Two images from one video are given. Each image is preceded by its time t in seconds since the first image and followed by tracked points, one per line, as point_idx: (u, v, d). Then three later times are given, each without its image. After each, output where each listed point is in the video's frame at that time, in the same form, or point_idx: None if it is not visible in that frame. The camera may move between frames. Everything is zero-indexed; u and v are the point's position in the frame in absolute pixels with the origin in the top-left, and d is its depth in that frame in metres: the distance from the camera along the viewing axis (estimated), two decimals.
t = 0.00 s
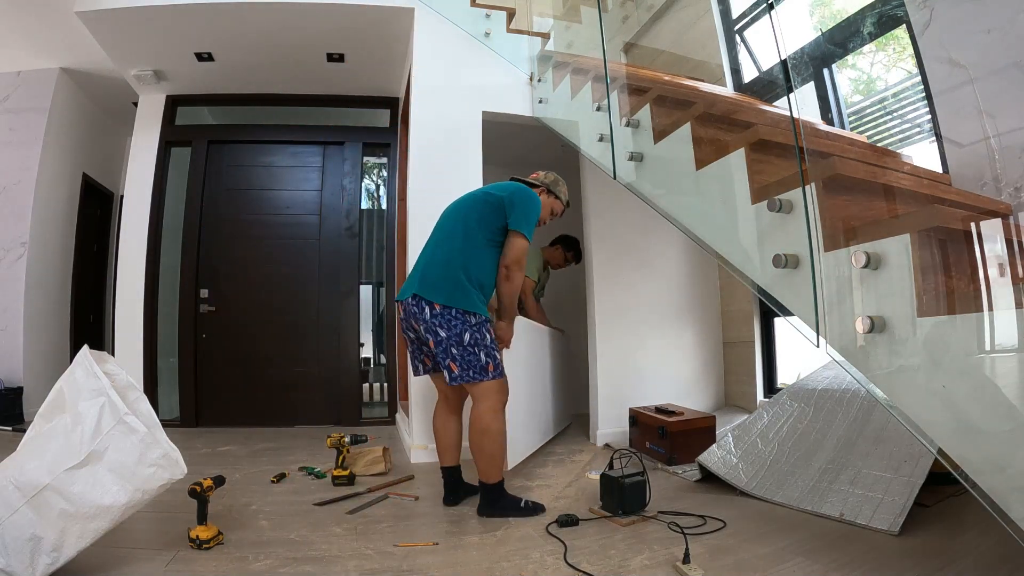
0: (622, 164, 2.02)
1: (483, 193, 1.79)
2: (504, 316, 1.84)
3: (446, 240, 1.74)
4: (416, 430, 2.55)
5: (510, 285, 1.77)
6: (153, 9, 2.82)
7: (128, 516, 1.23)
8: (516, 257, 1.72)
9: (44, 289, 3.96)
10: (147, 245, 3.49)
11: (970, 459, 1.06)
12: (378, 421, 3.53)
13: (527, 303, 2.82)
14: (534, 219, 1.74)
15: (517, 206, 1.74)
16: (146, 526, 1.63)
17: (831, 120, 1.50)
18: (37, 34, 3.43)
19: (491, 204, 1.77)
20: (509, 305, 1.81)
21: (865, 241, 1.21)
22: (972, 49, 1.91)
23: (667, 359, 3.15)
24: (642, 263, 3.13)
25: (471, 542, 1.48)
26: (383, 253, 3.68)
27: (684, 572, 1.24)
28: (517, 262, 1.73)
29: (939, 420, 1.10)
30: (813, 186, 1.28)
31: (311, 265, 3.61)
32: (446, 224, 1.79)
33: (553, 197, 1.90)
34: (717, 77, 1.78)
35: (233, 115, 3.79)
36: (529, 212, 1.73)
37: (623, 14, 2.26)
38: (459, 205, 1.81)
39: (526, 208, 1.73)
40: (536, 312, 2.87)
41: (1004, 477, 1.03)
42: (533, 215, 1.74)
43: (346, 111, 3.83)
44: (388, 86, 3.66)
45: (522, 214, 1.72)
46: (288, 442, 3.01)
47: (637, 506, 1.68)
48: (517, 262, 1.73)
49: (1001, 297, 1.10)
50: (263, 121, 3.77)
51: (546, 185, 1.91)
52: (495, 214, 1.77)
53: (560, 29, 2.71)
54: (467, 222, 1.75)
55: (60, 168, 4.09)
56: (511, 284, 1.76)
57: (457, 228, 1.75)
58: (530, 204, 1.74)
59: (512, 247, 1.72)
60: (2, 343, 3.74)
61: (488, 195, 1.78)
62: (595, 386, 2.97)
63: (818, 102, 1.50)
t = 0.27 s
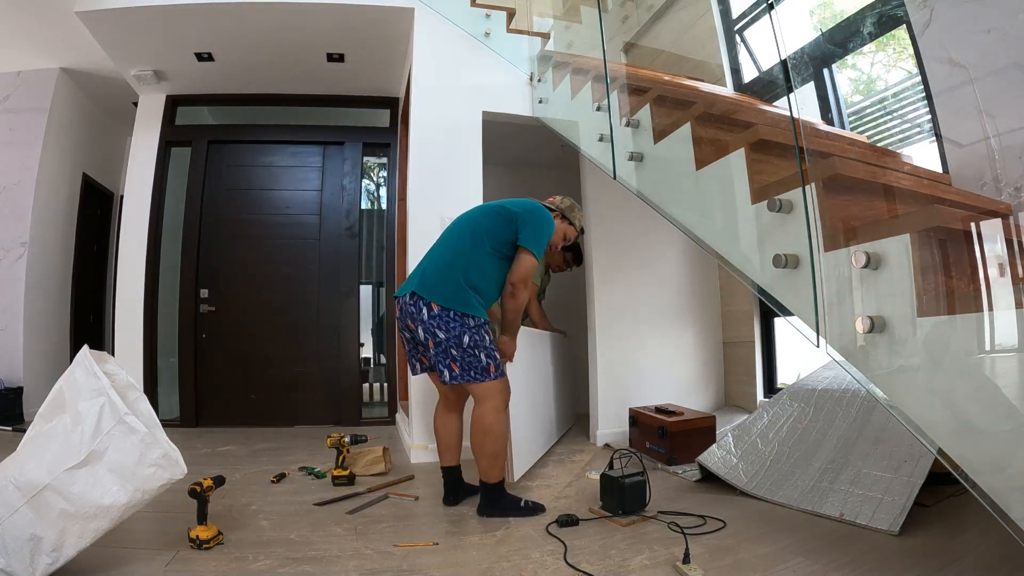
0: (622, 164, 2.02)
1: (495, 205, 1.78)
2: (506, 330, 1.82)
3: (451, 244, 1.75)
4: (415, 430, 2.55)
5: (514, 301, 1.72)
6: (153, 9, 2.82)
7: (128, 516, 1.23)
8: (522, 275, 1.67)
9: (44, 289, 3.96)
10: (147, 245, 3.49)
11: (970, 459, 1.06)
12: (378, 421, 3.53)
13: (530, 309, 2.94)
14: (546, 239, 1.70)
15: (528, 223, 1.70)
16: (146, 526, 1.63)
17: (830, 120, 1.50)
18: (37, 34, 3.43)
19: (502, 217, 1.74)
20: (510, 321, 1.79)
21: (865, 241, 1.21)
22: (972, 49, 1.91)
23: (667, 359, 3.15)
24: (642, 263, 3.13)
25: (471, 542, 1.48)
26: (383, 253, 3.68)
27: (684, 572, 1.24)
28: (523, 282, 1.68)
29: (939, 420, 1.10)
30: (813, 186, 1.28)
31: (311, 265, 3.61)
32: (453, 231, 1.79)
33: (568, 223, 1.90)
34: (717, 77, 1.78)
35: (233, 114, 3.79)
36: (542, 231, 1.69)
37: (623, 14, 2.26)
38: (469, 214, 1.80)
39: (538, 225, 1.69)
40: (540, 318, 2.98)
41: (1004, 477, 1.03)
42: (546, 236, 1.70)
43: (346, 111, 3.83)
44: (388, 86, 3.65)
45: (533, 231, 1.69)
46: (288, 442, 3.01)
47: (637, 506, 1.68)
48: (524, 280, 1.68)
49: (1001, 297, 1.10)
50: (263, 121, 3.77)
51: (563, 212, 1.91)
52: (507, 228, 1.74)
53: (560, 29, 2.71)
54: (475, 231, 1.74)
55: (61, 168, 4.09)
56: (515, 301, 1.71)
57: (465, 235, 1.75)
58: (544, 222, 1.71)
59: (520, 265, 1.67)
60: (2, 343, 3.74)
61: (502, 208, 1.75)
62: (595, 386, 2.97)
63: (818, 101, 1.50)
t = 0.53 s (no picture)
0: (622, 164, 2.02)
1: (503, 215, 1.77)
2: (505, 341, 1.80)
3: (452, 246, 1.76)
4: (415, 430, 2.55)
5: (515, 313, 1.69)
6: (153, 9, 2.82)
7: (128, 516, 1.23)
8: (522, 286, 1.64)
9: (43, 289, 3.96)
10: (147, 245, 3.49)
11: (970, 459, 1.06)
12: (378, 421, 3.53)
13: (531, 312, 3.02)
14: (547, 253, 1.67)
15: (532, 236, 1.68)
16: (146, 526, 1.63)
17: (831, 120, 1.50)
18: (37, 33, 3.43)
19: (508, 227, 1.73)
20: (510, 333, 1.77)
21: (865, 241, 1.21)
22: (972, 49, 1.91)
23: (666, 360, 3.15)
24: (642, 263, 3.14)
25: (471, 542, 1.48)
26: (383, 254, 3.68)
27: (684, 572, 1.24)
28: (522, 293, 1.65)
29: (939, 421, 1.10)
30: (813, 186, 1.28)
31: (311, 265, 3.61)
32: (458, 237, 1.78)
33: (573, 244, 1.82)
34: (717, 77, 1.78)
35: (233, 115, 3.79)
36: (544, 247, 1.67)
37: (623, 14, 2.26)
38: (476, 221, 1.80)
39: (542, 238, 1.67)
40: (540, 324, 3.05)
41: (1004, 477, 1.03)
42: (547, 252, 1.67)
43: (346, 111, 3.83)
44: (388, 86, 3.66)
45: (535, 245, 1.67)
46: (288, 442, 3.01)
47: (637, 506, 1.68)
48: (523, 291, 1.65)
49: (1001, 297, 1.10)
50: (263, 121, 3.77)
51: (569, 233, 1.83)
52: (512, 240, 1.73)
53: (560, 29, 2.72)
54: (479, 237, 1.74)
55: (60, 168, 4.09)
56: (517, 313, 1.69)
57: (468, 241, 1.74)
58: (547, 237, 1.68)
59: (519, 276, 1.64)
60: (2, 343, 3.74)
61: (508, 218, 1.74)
62: (595, 386, 2.97)
63: (818, 101, 1.51)
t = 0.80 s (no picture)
0: (622, 164, 2.03)
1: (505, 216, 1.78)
2: (503, 342, 1.81)
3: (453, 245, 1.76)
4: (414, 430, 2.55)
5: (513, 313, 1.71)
6: (153, 9, 2.82)
7: (128, 516, 1.23)
8: (520, 286, 1.64)
9: (44, 289, 3.96)
10: (147, 245, 3.49)
11: (969, 459, 1.07)
12: (378, 421, 3.53)
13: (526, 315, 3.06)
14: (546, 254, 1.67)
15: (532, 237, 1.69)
16: (146, 526, 1.63)
17: (831, 120, 1.50)
18: (37, 33, 3.43)
19: (509, 227, 1.74)
20: (507, 335, 1.78)
21: (865, 241, 1.21)
22: (972, 49, 1.91)
23: (666, 360, 3.15)
24: (642, 263, 3.14)
25: (471, 542, 1.48)
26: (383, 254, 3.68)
27: (684, 571, 1.24)
28: (519, 293, 1.66)
29: (940, 420, 1.10)
30: (813, 186, 1.28)
31: (311, 265, 3.61)
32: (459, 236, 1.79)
33: (573, 251, 1.81)
34: (717, 77, 1.78)
35: (233, 114, 3.79)
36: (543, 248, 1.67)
37: (623, 13, 2.26)
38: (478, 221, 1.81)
39: (542, 239, 1.68)
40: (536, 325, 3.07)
41: (1004, 477, 1.03)
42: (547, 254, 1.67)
43: (346, 111, 3.83)
44: (388, 86, 3.66)
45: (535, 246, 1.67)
46: (288, 442, 3.01)
47: (637, 506, 1.68)
48: (521, 292, 1.66)
49: (1002, 297, 1.10)
50: (263, 121, 3.77)
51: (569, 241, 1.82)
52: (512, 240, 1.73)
53: (560, 29, 2.72)
54: (480, 237, 1.74)
55: (60, 168, 4.09)
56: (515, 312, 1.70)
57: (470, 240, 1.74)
58: (548, 237, 1.69)
59: (517, 275, 1.64)
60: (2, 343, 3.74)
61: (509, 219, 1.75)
62: (595, 386, 2.97)
63: (818, 101, 1.51)
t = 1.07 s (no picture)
0: (622, 164, 2.03)
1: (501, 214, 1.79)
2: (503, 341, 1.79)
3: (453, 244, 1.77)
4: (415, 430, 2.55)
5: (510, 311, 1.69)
6: (153, 8, 2.82)
7: (128, 516, 1.23)
8: (518, 280, 1.65)
9: (44, 289, 3.96)
10: (147, 245, 3.49)
11: (969, 459, 1.07)
12: (378, 421, 3.53)
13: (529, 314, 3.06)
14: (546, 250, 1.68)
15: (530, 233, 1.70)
16: (146, 526, 1.63)
17: (830, 120, 1.50)
18: (37, 34, 3.43)
19: (507, 225, 1.74)
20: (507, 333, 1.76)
21: (865, 241, 1.22)
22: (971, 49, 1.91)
23: (666, 360, 3.15)
24: (642, 262, 3.14)
25: (471, 542, 1.48)
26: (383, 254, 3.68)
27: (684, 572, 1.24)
28: (520, 287, 1.65)
29: (940, 420, 1.10)
30: (813, 186, 1.28)
31: (311, 265, 3.61)
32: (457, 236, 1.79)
33: (572, 249, 1.81)
34: (717, 77, 1.78)
35: (233, 114, 3.79)
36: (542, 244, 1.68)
37: (623, 13, 2.25)
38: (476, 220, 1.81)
39: (540, 234, 1.69)
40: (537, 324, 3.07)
41: (1003, 477, 1.03)
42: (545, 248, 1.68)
43: (346, 111, 3.83)
44: (388, 86, 3.65)
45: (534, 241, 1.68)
46: (288, 442, 3.01)
47: (637, 506, 1.68)
48: (520, 285, 1.65)
49: (1002, 296, 1.10)
50: (263, 121, 3.77)
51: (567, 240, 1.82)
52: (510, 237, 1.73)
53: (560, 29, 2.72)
54: (479, 235, 1.74)
55: (61, 168, 4.09)
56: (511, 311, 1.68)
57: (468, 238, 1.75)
58: (547, 232, 1.71)
59: (516, 269, 1.66)
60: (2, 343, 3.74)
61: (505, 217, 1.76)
62: (595, 386, 2.97)
63: (818, 101, 1.52)
